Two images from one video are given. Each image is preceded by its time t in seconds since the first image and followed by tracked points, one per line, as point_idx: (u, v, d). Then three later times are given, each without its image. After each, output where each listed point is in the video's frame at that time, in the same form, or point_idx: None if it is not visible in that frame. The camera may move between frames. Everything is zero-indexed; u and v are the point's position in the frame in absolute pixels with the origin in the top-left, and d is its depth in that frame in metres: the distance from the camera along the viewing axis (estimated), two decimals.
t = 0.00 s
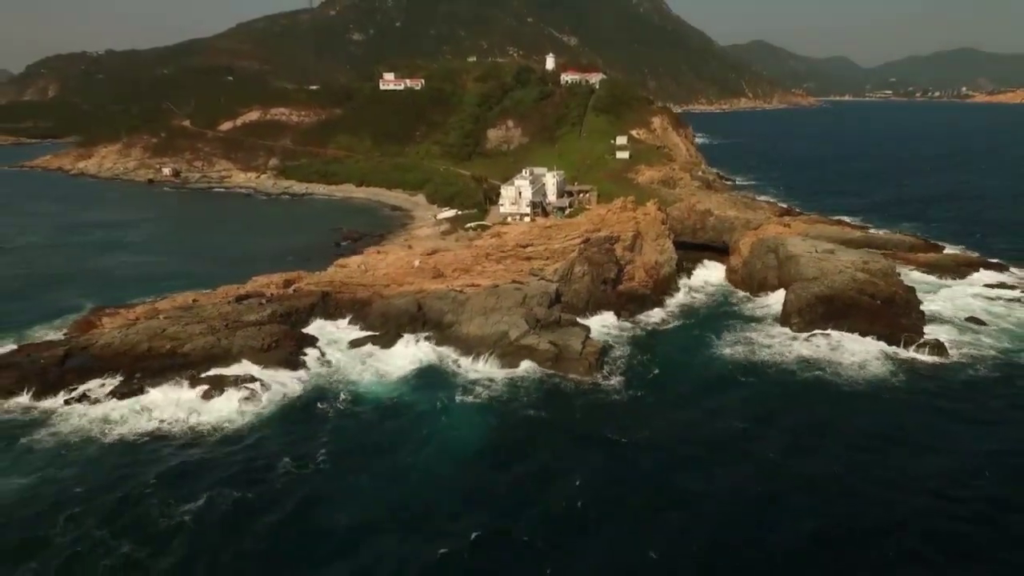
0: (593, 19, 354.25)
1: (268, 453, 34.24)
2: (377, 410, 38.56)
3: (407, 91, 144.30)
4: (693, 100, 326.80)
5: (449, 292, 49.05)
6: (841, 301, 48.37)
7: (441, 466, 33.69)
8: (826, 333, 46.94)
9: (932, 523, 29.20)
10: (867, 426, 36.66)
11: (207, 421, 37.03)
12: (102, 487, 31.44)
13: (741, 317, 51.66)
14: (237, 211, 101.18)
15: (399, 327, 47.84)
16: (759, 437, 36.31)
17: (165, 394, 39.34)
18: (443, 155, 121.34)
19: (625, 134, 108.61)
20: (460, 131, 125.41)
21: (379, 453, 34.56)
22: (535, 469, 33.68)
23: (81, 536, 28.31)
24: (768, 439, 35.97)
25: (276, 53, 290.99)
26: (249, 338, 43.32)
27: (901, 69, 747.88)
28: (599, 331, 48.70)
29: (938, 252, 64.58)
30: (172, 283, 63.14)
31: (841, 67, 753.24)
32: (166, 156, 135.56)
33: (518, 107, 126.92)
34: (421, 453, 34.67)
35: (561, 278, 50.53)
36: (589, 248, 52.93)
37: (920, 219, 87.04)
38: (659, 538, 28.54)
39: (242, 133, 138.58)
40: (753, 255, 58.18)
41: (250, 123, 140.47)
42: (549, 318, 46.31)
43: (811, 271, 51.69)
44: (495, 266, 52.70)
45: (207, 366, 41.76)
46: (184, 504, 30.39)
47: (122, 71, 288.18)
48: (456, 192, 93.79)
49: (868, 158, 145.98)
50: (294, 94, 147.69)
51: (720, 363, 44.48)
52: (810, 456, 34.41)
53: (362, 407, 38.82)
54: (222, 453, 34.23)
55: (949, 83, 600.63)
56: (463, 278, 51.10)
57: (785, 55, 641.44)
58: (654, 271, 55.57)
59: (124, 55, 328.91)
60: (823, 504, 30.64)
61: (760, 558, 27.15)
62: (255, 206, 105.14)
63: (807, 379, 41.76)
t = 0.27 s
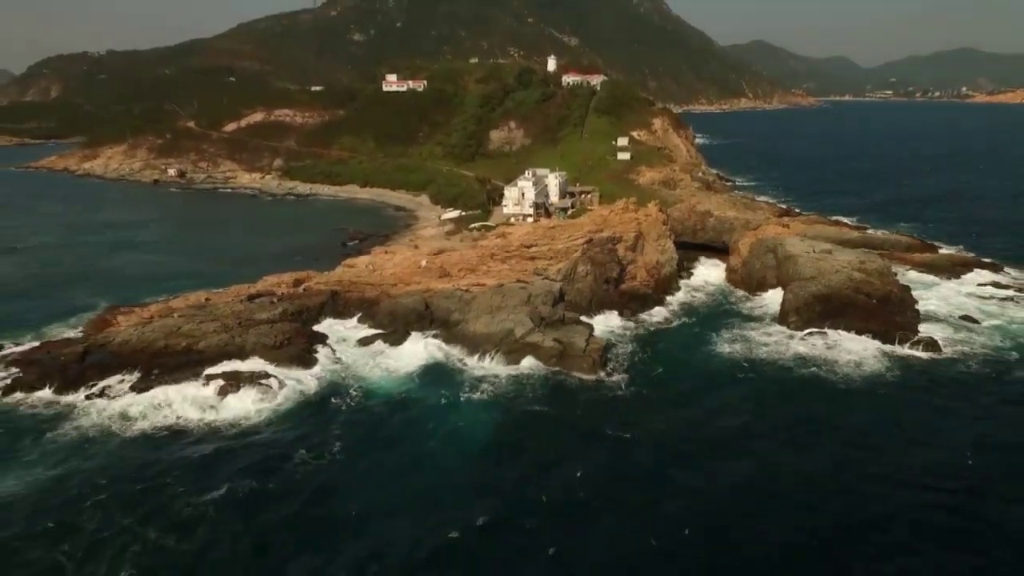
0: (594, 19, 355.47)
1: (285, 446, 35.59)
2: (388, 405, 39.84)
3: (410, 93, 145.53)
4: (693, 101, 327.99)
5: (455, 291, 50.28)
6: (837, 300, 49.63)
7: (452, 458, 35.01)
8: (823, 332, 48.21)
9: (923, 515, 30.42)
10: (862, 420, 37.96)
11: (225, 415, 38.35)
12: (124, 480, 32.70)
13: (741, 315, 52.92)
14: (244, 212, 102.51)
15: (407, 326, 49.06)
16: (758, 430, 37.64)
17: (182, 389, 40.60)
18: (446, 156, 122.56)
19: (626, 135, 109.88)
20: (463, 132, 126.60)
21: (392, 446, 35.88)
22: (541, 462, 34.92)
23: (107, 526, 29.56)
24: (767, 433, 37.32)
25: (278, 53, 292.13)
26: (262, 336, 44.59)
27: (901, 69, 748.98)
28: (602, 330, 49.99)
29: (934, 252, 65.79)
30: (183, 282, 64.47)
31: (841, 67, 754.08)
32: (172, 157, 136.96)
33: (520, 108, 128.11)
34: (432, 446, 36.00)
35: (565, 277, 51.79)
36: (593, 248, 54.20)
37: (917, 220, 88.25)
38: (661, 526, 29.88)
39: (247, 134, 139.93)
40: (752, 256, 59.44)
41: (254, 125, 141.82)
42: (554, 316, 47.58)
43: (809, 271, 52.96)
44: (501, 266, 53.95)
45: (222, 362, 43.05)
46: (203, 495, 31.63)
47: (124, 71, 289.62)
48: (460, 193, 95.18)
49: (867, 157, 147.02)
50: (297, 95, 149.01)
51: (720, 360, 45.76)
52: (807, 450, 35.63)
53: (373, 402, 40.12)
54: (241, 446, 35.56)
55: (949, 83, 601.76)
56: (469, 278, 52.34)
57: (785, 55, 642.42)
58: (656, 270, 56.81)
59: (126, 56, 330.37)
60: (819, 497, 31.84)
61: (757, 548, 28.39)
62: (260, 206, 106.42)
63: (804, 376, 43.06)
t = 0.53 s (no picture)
0: (594, 19, 356.70)
1: (300, 439, 36.84)
2: (398, 401, 41.07)
3: (412, 94, 146.73)
4: (693, 101, 329.19)
5: (461, 290, 51.48)
6: (835, 298, 50.80)
7: (461, 451, 36.25)
8: (820, 330, 49.40)
9: (915, 506, 31.58)
10: (858, 415, 39.18)
11: (240, 410, 39.57)
12: (145, 473, 33.83)
13: (740, 314, 54.12)
14: (249, 212, 103.79)
15: (414, 324, 50.26)
16: (757, 424, 38.88)
17: (197, 385, 41.80)
18: (448, 156, 123.69)
19: (627, 136, 111.08)
20: (465, 133, 127.72)
21: (403, 440, 37.12)
22: (546, 456, 36.03)
23: (131, 517, 30.72)
24: (766, 427, 38.55)
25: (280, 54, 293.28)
26: (274, 334, 45.79)
27: (901, 70, 750.29)
28: (605, 329, 51.20)
29: (930, 252, 66.97)
30: (192, 281, 65.70)
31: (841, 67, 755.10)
32: (177, 157, 138.24)
33: (522, 109, 129.26)
34: (442, 440, 37.22)
35: (568, 277, 52.97)
36: (595, 248, 55.38)
37: (915, 220, 89.39)
38: (664, 516, 31.12)
39: (250, 135, 141.22)
40: (752, 256, 60.63)
41: (258, 126, 143.12)
42: (558, 314, 48.77)
43: (806, 271, 54.15)
44: (505, 265, 55.14)
45: (235, 359, 44.28)
46: (221, 489, 32.70)
47: (127, 72, 291.00)
48: (462, 193, 96.50)
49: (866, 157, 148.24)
50: (300, 97, 150.29)
51: (720, 358, 46.97)
52: (804, 445, 36.72)
53: (384, 398, 41.35)
54: (257, 439, 36.81)
55: (948, 83, 602.73)
56: (475, 277, 53.53)
57: (785, 56, 643.64)
58: (657, 270, 58.00)
59: (128, 56, 331.54)
60: (815, 489, 32.97)
61: (757, 538, 29.46)
62: (266, 207, 107.63)
63: (801, 373, 44.27)
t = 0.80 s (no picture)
0: (595, 20, 358.29)
1: (316, 433, 38.25)
2: (408, 396, 42.47)
3: (416, 95, 148.22)
4: (693, 102, 330.73)
5: (468, 289, 52.87)
6: (831, 298, 52.13)
7: (471, 444, 37.64)
8: (818, 328, 50.73)
9: (909, 496, 32.94)
10: (854, 410, 40.53)
11: (256, 405, 40.98)
12: (169, 464, 35.16)
13: (740, 313, 55.54)
14: (256, 212, 105.30)
15: (423, 323, 51.65)
16: (757, 418, 40.25)
17: (214, 381, 43.20)
18: (452, 157, 125.06)
19: (628, 138, 112.51)
20: (468, 135, 129.12)
21: (415, 433, 38.53)
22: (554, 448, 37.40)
23: (157, 506, 32.05)
24: (765, 421, 39.93)
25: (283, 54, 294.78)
26: (288, 331, 47.19)
27: (901, 70, 751.94)
28: (608, 328, 52.60)
29: (926, 252, 68.37)
30: (203, 280, 67.14)
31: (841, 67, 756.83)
32: (183, 158, 139.78)
33: (524, 111, 130.67)
34: (452, 433, 38.62)
35: (572, 276, 54.37)
36: (598, 248, 56.81)
37: (912, 220, 90.78)
38: (667, 506, 32.48)
39: (255, 137, 142.77)
40: (751, 256, 62.00)
41: (263, 127, 144.64)
42: (562, 313, 50.16)
43: (804, 271, 55.53)
44: (511, 265, 56.55)
45: (250, 356, 45.69)
46: (242, 479, 34.06)
47: (130, 73, 292.61)
48: (466, 194, 98.07)
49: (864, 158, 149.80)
50: (305, 99, 151.89)
51: (720, 355, 48.36)
52: (803, 438, 38.09)
53: (395, 394, 42.75)
54: (274, 433, 38.22)
55: (948, 83, 604.27)
56: (481, 277, 54.93)
57: (785, 56, 645.46)
58: (659, 270, 59.40)
59: (131, 57, 332.83)
60: (812, 481, 34.31)
61: (758, 527, 30.81)
62: (272, 207, 109.06)
63: (799, 369, 45.67)
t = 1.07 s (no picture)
0: (596, 20, 359.57)
1: (330, 427, 39.50)
2: (418, 392, 43.67)
3: (418, 97, 149.45)
4: (693, 102, 332.15)
5: (474, 289, 54.07)
6: (829, 296, 53.32)
7: (481, 438, 38.90)
8: (815, 327, 51.94)
9: (904, 488, 34.18)
10: (851, 407, 41.76)
11: (269, 401, 42.18)
12: (188, 457, 36.34)
13: (740, 311, 56.81)
14: (261, 213, 106.53)
15: (429, 321, 52.86)
16: (757, 414, 41.54)
17: (227, 378, 44.38)
18: (454, 158, 126.21)
19: (629, 139, 113.75)
20: (470, 136, 130.32)
21: (427, 427, 39.82)
22: (560, 443, 38.61)
23: (179, 497, 33.22)
24: (763, 416, 41.24)
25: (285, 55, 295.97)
26: (299, 330, 48.42)
27: (901, 70, 753.50)
28: (611, 326, 53.81)
29: (923, 252, 69.56)
30: (212, 280, 68.29)
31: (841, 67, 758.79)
32: (187, 159, 141.02)
33: (526, 113, 131.89)
34: (462, 428, 39.88)
35: (575, 276, 55.62)
36: (600, 249, 58.07)
37: (910, 220, 92.00)
38: (672, 498, 33.73)
39: (259, 138, 144.13)
40: (751, 256, 63.22)
41: (266, 129, 145.92)
42: (566, 312, 51.35)
43: (802, 270, 56.74)
44: (515, 265, 57.77)
45: (263, 355, 46.93)
46: (260, 472, 35.24)
47: (132, 73, 293.70)
48: (469, 195, 99.38)
49: (862, 158, 151.11)
50: (308, 100, 153.25)
51: (721, 353, 49.63)
52: (801, 433, 39.35)
53: (404, 389, 44.00)
54: (290, 428, 39.42)
55: (948, 83, 605.88)
56: (486, 277, 56.15)
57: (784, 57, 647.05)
58: (660, 269, 60.64)
59: (133, 57, 333.81)
60: (810, 474, 35.55)
61: (758, 518, 32.02)
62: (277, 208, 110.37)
63: (797, 367, 46.89)
